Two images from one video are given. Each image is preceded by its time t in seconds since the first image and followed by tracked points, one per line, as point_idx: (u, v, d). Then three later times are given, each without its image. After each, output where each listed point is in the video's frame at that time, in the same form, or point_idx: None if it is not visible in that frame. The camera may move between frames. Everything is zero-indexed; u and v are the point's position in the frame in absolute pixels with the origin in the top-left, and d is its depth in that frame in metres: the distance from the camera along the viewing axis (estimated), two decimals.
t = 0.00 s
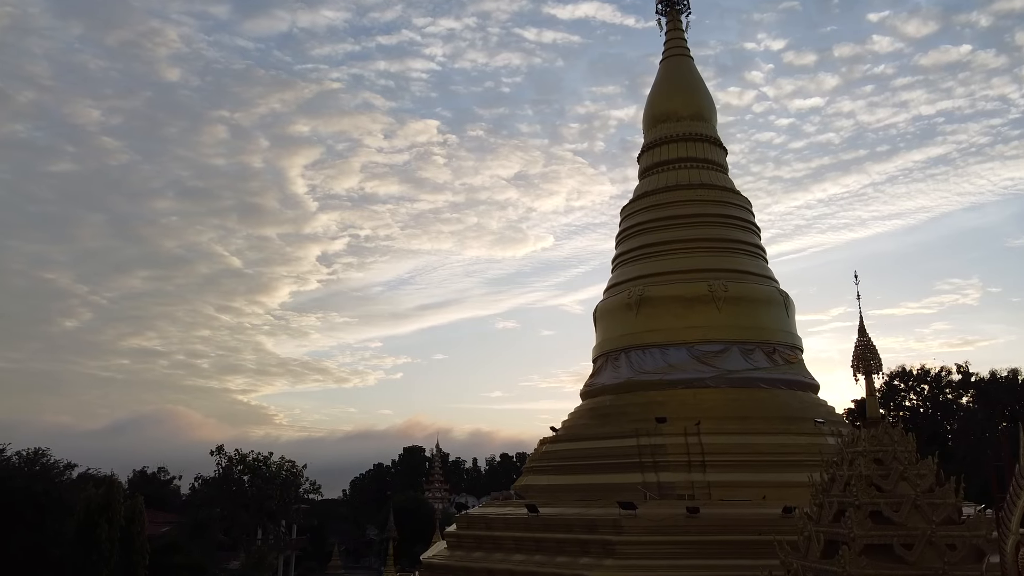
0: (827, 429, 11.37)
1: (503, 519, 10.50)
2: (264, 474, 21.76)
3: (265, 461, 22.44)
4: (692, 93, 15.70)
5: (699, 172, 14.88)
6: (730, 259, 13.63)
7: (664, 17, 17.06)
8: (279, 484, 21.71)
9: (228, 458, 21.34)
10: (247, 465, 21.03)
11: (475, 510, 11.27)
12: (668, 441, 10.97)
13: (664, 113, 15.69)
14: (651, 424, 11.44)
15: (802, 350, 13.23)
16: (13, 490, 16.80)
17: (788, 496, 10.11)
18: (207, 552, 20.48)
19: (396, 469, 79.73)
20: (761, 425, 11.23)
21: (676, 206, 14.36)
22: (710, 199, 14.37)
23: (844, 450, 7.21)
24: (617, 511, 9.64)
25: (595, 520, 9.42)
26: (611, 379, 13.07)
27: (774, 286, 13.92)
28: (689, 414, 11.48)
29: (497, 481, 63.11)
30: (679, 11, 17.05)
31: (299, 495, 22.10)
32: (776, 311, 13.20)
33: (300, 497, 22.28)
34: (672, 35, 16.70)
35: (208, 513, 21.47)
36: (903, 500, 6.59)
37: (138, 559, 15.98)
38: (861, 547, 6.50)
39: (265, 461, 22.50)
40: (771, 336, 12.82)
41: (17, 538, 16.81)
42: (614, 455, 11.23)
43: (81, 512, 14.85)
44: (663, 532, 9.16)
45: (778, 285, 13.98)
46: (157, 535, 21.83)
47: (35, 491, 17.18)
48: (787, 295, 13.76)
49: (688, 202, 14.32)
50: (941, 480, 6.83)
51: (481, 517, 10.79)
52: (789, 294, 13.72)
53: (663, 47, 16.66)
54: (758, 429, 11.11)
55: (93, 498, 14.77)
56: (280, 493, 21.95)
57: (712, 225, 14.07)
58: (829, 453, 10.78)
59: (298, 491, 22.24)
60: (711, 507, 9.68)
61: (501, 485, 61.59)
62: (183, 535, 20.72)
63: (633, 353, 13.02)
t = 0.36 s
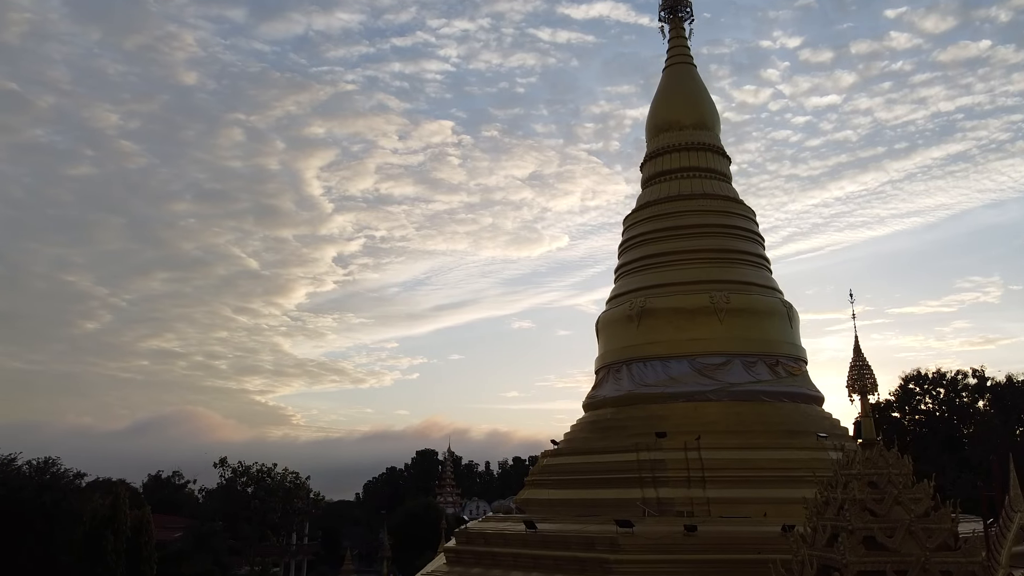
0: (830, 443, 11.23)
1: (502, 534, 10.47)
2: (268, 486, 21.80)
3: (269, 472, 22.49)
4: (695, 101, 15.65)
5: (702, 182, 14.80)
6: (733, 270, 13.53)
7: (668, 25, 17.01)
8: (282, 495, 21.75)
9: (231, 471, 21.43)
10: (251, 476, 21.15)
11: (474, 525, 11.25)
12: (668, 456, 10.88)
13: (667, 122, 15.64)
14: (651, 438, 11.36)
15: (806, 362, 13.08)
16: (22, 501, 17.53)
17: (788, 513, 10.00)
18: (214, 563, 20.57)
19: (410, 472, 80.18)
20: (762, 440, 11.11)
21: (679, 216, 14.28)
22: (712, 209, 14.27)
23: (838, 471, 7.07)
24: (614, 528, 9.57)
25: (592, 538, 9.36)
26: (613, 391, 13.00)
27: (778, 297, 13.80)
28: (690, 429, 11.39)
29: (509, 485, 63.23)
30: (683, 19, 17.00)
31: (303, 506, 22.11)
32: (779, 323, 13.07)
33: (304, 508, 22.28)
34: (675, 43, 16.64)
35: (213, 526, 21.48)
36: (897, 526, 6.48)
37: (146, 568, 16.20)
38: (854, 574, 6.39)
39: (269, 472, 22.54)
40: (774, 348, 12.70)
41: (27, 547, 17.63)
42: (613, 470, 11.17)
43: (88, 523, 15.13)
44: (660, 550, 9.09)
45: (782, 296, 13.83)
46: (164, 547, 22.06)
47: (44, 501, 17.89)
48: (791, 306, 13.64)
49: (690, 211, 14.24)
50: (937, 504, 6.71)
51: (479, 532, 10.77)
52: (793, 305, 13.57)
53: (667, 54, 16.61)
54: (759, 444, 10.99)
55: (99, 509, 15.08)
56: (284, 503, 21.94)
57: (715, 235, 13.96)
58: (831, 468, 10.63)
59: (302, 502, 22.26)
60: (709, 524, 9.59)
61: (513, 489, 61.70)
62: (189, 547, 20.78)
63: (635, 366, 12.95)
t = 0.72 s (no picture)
0: (831, 458, 11.08)
1: (499, 550, 10.43)
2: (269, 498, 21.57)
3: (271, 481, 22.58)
4: (696, 110, 15.57)
5: (703, 191, 14.70)
6: (734, 280, 13.42)
7: (670, 32, 16.94)
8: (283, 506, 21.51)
9: (232, 482, 21.40)
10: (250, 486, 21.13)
11: (472, 540, 11.23)
12: (666, 471, 10.82)
13: (669, 131, 15.57)
14: (649, 453, 11.32)
15: (809, 373, 12.97)
16: (32, 510, 18.38)
17: (788, 530, 9.88)
18: None
19: (421, 476, 80.47)
20: (762, 455, 11.00)
21: (680, 226, 14.19)
22: (713, 219, 14.17)
23: (832, 494, 6.94)
24: (610, 545, 9.52)
25: (588, 556, 9.31)
26: (613, 404, 12.95)
27: (781, 307, 13.69)
28: (689, 443, 11.32)
29: (520, 489, 63.31)
30: (685, 27, 16.92)
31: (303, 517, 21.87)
32: (781, 334, 12.95)
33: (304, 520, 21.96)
34: (677, 50, 16.56)
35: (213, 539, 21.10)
36: (890, 551, 6.39)
37: None
38: None
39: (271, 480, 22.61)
40: (775, 360, 12.59)
41: (37, 555, 18.52)
42: (612, 485, 11.12)
43: (93, 535, 15.45)
44: (656, 569, 9.02)
45: (785, 307, 13.71)
46: (170, 556, 22.35)
47: (53, 510, 18.72)
48: (793, 316, 13.52)
49: (691, 221, 14.16)
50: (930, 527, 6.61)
51: (477, 548, 10.73)
52: (795, 316, 13.45)
53: (669, 62, 16.54)
54: (759, 459, 10.88)
55: (104, 521, 15.42)
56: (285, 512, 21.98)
57: (716, 245, 13.86)
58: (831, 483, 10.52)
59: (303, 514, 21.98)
60: (706, 542, 9.52)
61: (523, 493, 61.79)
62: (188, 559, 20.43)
63: (635, 378, 12.88)
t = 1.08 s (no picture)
0: (832, 472, 10.95)
1: (495, 566, 10.39)
2: (271, 508, 21.53)
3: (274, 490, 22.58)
4: (698, 118, 15.46)
5: (704, 200, 14.59)
6: (735, 291, 13.31)
7: (671, 39, 16.85)
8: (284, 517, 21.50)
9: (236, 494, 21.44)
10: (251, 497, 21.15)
11: (469, 555, 11.20)
12: (664, 486, 10.74)
13: (670, 139, 15.47)
14: (648, 467, 11.25)
15: (811, 385, 12.82)
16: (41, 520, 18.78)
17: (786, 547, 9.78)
18: None
19: (433, 479, 80.64)
20: (761, 469, 10.89)
21: (680, 236, 14.09)
22: (714, 229, 14.06)
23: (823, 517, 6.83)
24: (605, 562, 9.47)
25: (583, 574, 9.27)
26: (613, 416, 12.89)
27: (783, 318, 13.55)
28: (688, 457, 11.24)
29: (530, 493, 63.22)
30: (686, 33, 16.82)
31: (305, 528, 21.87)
32: (783, 346, 12.82)
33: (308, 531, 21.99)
34: (678, 57, 16.47)
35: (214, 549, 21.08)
36: None
37: None
38: None
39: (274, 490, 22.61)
40: (776, 372, 12.45)
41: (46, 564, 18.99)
42: (610, 500, 11.07)
43: (98, 545, 15.65)
44: None
45: (786, 317, 13.56)
46: (178, 564, 22.58)
47: (62, 519, 19.11)
48: (795, 327, 13.39)
49: (692, 231, 14.05)
50: (923, 552, 6.49)
51: (473, 563, 10.71)
52: (797, 327, 13.30)
53: (670, 69, 16.44)
54: (758, 473, 10.78)
55: (108, 531, 15.62)
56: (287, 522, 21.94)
57: (717, 255, 13.75)
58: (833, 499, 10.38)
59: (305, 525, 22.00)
60: (703, 559, 9.44)
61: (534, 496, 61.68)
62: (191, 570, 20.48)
63: (635, 391, 12.81)
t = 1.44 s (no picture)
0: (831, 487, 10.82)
1: None
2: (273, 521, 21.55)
3: (277, 500, 22.60)
4: (698, 127, 15.35)
5: (704, 210, 14.49)
6: (735, 302, 13.18)
7: (672, 47, 16.77)
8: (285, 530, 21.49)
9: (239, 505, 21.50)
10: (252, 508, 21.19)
11: (465, 570, 11.16)
12: (661, 502, 10.66)
13: (670, 148, 15.36)
14: (645, 482, 11.16)
15: (813, 398, 12.67)
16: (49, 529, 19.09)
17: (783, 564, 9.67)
18: None
19: (445, 482, 80.59)
20: (759, 484, 10.77)
21: (679, 247, 14.00)
22: (713, 239, 13.95)
23: (813, 543, 6.73)
24: None
25: None
26: (611, 429, 12.80)
27: (784, 330, 13.42)
28: (685, 472, 11.14)
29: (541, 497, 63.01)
30: (687, 41, 16.72)
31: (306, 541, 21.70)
32: (783, 358, 12.69)
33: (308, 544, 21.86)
34: (679, 65, 16.37)
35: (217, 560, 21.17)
36: None
37: None
38: None
39: (276, 500, 22.67)
40: (776, 385, 12.32)
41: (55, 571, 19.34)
42: (607, 515, 11.00)
43: (100, 556, 15.82)
44: None
45: (787, 329, 13.41)
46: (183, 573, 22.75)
47: (69, 528, 19.41)
48: (797, 339, 13.24)
49: (691, 242, 13.95)
50: None
51: None
52: (797, 339, 13.15)
53: (671, 77, 16.34)
54: (756, 489, 10.66)
55: (110, 543, 15.77)
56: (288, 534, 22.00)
57: (716, 266, 13.63)
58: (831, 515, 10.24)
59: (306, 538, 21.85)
60: None
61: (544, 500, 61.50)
62: None
63: (634, 404, 12.71)
